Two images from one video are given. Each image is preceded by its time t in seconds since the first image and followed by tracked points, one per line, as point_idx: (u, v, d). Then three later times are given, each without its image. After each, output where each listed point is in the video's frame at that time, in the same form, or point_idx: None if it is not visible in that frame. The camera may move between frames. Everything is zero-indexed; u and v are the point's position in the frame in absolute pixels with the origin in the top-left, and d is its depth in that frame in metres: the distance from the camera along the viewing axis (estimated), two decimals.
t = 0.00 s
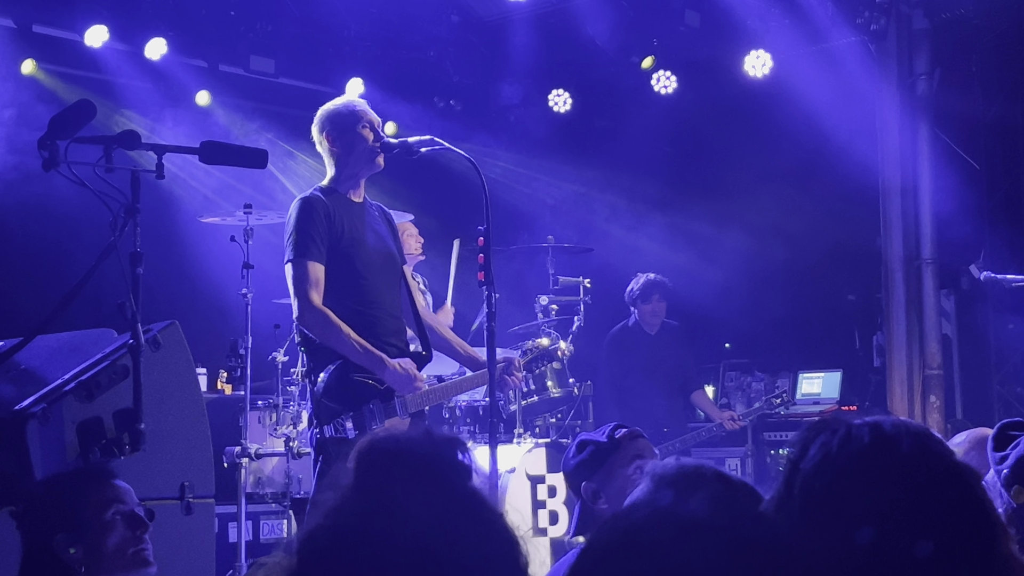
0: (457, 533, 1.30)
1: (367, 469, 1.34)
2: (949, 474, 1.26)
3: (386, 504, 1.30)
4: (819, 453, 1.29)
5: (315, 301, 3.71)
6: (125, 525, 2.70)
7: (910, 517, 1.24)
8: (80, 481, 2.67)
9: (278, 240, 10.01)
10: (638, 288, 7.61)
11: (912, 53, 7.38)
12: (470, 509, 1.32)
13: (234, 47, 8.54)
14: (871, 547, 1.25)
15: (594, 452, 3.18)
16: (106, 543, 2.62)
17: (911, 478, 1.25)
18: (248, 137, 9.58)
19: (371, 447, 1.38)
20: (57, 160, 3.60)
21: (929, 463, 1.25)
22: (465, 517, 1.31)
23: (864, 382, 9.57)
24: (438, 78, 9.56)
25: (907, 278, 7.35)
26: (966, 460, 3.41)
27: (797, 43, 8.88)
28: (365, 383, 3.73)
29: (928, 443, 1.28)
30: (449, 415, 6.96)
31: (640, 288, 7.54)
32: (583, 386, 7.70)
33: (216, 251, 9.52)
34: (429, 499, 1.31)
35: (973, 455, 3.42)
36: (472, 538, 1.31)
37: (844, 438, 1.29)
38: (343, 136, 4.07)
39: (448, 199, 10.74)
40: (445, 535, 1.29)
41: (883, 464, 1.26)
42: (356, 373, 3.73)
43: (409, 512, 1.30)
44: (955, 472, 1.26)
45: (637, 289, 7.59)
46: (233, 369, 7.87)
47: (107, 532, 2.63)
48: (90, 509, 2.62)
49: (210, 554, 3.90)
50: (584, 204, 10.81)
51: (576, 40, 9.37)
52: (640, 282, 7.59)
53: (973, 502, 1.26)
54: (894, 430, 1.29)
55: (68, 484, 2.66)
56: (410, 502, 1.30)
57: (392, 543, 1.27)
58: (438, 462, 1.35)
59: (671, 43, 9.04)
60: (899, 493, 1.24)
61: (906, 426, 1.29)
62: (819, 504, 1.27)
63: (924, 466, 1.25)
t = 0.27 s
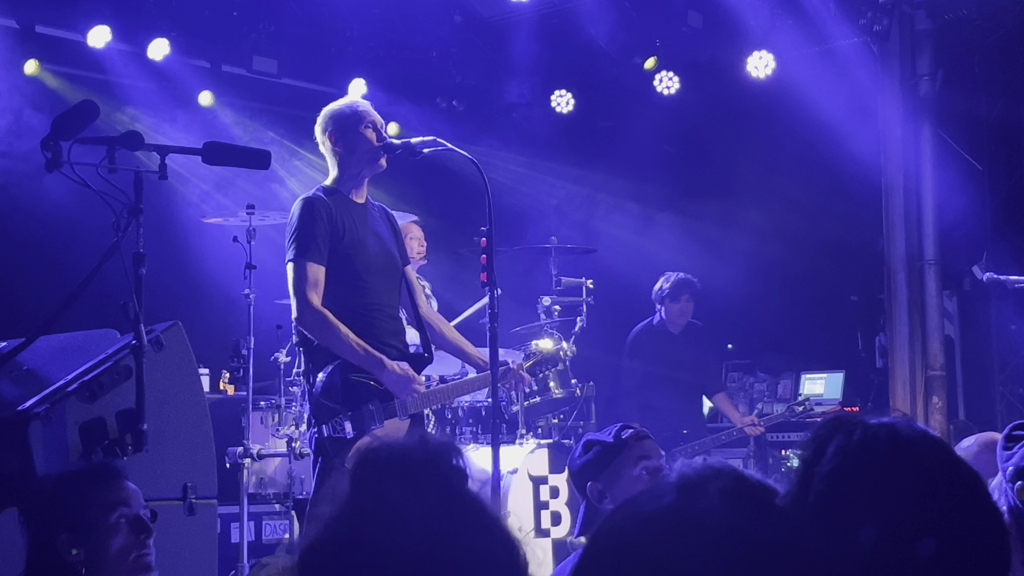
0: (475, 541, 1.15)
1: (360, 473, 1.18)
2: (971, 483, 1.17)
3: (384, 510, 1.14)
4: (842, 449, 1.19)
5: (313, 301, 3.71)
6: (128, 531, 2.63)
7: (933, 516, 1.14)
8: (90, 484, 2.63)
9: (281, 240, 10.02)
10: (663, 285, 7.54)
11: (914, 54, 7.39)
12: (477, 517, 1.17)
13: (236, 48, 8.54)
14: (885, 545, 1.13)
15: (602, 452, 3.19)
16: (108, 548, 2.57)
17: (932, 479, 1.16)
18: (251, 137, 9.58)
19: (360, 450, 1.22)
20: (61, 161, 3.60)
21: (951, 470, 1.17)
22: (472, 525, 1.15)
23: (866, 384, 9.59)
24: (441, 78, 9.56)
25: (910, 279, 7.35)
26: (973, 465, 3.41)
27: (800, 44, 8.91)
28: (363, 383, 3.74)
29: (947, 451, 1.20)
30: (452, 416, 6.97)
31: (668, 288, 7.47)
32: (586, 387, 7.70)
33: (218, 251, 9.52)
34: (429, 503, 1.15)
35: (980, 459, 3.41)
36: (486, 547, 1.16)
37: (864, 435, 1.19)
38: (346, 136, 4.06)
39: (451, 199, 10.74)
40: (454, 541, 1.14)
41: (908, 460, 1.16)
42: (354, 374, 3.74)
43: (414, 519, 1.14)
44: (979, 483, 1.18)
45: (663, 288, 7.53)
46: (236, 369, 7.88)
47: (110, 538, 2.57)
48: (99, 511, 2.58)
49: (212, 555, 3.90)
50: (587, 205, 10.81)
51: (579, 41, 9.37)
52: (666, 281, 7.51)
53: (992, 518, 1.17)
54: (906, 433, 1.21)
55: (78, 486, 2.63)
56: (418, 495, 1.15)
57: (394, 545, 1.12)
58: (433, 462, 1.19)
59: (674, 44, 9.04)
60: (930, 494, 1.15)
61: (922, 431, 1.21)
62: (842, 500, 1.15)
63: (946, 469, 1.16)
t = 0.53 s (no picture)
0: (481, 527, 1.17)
1: (367, 467, 1.19)
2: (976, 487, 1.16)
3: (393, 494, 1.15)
4: (842, 452, 1.20)
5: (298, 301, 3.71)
6: (121, 537, 2.65)
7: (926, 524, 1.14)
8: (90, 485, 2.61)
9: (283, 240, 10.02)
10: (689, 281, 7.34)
11: (916, 54, 7.39)
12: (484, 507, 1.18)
13: (238, 48, 8.55)
14: (873, 558, 1.14)
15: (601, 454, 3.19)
16: (99, 552, 2.59)
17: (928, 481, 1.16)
18: (253, 136, 9.59)
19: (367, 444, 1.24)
20: (63, 162, 3.61)
21: (953, 471, 1.16)
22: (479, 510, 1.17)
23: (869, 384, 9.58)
24: (443, 78, 9.57)
25: (912, 279, 7.36)
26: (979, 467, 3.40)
27: (802, 44, 8.91)
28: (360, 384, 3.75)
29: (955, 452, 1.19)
30: (454, 415, 6.97)
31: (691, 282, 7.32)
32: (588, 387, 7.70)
33: (220, 251, 9.53)
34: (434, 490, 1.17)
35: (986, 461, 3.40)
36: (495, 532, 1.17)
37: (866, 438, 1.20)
38: (347, 136, 4.07)
39: (453, 199, 10.75)
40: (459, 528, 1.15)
41: (907, 466, 1.16)
42: (352, 374, 3.75)
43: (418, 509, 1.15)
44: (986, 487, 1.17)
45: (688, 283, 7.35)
46: (238, 368, 7.88)
47: (102, 542, 2.59)
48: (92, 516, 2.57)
49: (216, 555, 3.90)
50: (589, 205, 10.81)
51: (581, 40, 9.37)
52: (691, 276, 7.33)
53: (1000, 522, 1.16)
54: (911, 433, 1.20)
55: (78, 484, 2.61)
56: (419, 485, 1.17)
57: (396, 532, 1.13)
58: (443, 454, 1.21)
59: (676, 44, 9.04)
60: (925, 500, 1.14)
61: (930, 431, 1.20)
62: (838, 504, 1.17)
63: (947, 470, 1.16)
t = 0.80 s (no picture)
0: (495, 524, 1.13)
1: (393, 463, 1.19)
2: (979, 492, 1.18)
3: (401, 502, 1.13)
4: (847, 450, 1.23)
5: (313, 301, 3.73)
6: (119, 534, 2.65)
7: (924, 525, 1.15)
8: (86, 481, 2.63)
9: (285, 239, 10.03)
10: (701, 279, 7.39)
11: (918, 53, 7.40)
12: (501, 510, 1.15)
13: (240, 47, 8.56)
14: (868, 561, 1.15)
15: (595, 453, 3.19)
16: (97, 549, 2.58)
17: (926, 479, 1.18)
18: (255, 135, 9.60)
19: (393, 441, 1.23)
20: (66, 160, 3.61)
21: (953, 468, 1.19)
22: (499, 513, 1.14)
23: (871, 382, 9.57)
24: (445, 77, 9.57)
25: (914, 277, 7.36)
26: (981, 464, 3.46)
27: (804, 43, 8.92)
28: (355, 382, 3.74)
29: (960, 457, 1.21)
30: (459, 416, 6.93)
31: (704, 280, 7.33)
32: (589, 386, 7.71)
33: (222, 250, 9.54)
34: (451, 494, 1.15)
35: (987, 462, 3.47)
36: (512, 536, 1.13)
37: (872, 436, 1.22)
38: (348, 134, 4.08)
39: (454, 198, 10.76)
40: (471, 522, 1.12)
41: (905, 466, 1.19)
42: (345, 373, 3.73)
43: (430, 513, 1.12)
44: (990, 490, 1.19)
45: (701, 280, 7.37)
46: (239, 367, 7.89)
47: (101, 539, 2.58)
48: (90, 513, 2.57)
49: (218, 553, 3.91)
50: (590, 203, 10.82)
51: (583, 39, 9.38)
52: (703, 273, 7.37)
53: (1000, 527, 1.17)
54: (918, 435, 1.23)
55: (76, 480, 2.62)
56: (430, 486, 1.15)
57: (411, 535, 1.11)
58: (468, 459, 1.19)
59: (677, 42, 9.05)
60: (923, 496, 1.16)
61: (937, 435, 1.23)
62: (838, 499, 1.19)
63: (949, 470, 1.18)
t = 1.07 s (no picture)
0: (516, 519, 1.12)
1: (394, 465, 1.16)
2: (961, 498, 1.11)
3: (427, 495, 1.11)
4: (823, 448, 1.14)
5: (303, 297, 3.73)
6: (115, 534, 2.62)
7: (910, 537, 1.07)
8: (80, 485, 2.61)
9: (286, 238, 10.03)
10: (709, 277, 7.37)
11: (918, 52, 7.41)
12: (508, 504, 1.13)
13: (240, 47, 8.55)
14: None
15: (590, 452, 3.18)
16: (94, 550, 2.56)
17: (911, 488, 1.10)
18: (255, 134, 9.60)
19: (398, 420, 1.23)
20: (66, 159, 3.61)
21: (932, 472, 1.10)
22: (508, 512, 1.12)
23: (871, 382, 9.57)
24: (445, 77, 9.58)
25: (914, 276, 7.37)
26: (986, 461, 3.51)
27: (804, 42, 8.92)
28: (348, 381, 3.73)
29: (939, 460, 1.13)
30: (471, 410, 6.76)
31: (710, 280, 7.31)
32: (589, 385, 7.71)
33: (222, 249, 9.54)
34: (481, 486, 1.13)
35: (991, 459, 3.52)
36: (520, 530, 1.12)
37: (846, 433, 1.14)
38: (350, 131, 4.07)
39: (454, 197, 10.76)
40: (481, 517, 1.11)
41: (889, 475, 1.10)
42: (336, 371, 3.71)
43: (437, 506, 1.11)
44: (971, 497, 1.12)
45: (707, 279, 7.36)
46: (240, 367, 7.89)
47: (97, 540, 2.56)
48: (85, 514, 2.56)
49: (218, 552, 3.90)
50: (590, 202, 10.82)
51: (583, 38, 9.38)
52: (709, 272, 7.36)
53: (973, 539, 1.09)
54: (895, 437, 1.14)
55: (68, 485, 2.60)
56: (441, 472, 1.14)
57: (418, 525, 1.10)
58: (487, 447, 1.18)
59: (677, 42, 9.05)
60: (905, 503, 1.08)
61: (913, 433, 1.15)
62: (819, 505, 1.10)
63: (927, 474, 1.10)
